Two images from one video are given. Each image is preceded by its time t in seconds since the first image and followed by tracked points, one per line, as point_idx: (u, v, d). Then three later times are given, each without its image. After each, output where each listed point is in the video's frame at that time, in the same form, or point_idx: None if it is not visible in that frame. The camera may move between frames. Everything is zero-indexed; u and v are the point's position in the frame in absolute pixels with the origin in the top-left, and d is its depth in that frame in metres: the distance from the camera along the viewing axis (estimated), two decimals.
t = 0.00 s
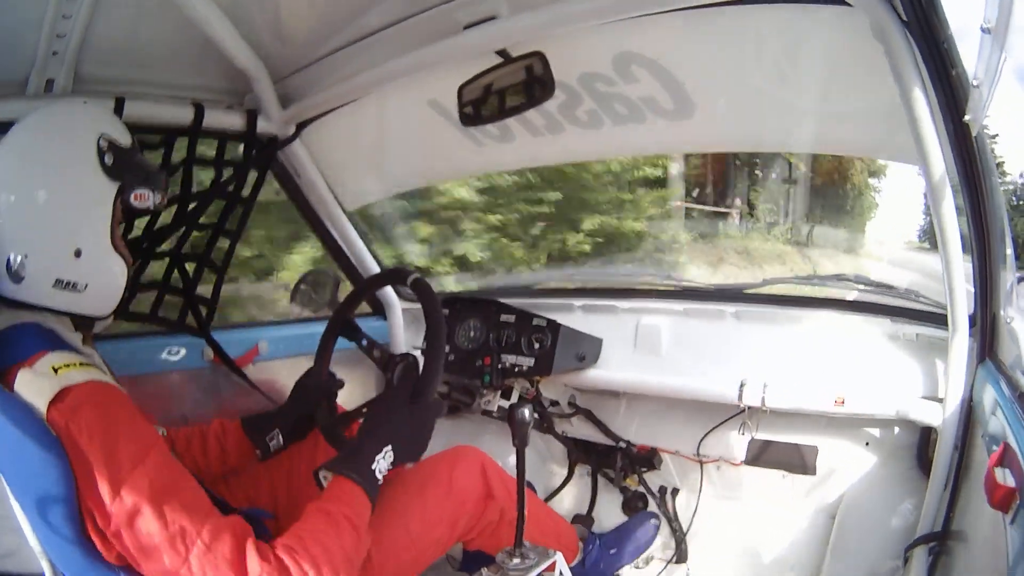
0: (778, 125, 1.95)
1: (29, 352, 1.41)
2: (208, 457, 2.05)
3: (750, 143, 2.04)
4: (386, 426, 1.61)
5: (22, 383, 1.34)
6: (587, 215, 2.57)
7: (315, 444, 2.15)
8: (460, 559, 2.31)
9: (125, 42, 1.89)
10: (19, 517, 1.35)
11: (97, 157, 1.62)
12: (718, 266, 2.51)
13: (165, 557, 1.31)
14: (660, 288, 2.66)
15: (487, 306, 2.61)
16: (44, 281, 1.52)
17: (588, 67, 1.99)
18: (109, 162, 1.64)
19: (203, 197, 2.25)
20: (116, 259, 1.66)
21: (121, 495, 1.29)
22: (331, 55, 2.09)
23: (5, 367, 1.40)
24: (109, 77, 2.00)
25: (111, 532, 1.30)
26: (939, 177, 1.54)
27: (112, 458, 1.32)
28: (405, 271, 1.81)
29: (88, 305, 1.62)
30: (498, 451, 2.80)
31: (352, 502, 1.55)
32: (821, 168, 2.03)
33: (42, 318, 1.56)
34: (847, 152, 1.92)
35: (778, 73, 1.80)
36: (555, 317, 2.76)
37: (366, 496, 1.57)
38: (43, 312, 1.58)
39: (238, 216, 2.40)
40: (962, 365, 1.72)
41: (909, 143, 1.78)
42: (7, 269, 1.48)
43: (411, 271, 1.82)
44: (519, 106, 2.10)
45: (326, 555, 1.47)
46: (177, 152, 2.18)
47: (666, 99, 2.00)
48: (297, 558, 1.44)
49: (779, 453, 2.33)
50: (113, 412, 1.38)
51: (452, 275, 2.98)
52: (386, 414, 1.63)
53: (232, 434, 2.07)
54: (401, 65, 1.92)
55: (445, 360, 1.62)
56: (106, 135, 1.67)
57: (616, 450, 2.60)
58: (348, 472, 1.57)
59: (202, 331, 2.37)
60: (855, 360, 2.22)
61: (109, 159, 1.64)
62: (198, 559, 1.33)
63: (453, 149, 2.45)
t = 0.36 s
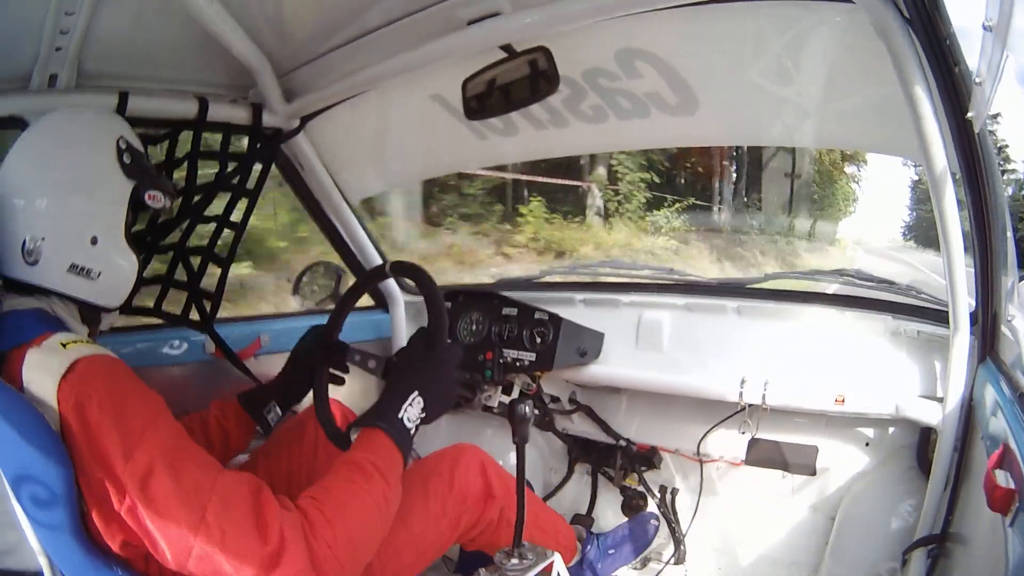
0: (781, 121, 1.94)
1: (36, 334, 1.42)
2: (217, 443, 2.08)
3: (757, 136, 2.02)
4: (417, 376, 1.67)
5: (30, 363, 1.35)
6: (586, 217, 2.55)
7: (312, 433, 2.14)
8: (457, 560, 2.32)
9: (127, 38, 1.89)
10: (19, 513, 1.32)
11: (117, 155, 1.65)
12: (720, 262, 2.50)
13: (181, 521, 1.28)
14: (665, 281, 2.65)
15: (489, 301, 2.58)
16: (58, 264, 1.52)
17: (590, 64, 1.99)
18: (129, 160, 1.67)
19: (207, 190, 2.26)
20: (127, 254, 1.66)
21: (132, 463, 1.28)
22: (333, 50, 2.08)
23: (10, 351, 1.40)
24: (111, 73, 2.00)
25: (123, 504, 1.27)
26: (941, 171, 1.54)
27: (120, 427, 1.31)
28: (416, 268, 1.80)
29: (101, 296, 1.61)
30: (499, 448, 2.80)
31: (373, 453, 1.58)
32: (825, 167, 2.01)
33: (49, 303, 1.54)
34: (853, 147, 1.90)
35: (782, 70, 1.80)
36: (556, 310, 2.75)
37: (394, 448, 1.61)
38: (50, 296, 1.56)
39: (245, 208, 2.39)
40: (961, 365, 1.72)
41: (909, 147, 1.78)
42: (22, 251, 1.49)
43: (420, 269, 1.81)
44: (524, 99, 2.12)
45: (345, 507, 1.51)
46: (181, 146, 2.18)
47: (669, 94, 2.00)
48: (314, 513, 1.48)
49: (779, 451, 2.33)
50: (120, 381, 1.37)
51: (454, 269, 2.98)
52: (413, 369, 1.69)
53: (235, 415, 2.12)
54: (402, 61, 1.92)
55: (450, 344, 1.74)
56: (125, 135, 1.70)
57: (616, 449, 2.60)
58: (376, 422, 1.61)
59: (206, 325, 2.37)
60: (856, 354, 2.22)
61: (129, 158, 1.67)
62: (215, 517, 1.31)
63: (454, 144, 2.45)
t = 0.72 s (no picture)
0: (782, 120, 1.93)
1: (35, 339, 1.43)
2: (227, 432, 2.07)
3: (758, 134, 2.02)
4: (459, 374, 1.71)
5: (23, 370, 1.36)
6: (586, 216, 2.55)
7: (318, 427, 2.13)
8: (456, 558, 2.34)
9: (127, 38, 1.89)
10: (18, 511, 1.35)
11: (127, 159, 1.64)
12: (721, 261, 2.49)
13: (176, 535, 1.26)
14: (665, 280, 2.65)
15: (489, 299, 2.57)
16: (64, 269, 1.52)
17: (590, 63, 1.99)
18: (140, 165, 1.66)
19: (209, 191, 2.27)
20: (135, 257, 1.66)
21: (123, 476, 1.26)
22: (333, 50, 2.09)
23: (9, 357, 1.41)
24: (113, 73, 2.01)
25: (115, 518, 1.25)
26: (943, 173, 1.53)
27: (112, 440, 1.29)
28: (411, 266, 1.84)
29: (105, 303, 1.61)
30: (500, 446, 2.81)
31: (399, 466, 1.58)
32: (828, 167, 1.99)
33: (55, 309, 1.56)
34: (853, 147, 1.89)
35: (782, 69, 1.79)
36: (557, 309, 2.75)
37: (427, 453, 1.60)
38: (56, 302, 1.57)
39: (246, 209, 2.41)
40: (963, 365, 1.72)
41: (912, 144, 1.77)
42: (25, 255, 1.49)
43: (414, 266, 1.84)
44: (524, 98, 2.11)
45: (356, 521, 1.51)
46: (182, 146, 2.19)
47: (669, 93, 1.99)
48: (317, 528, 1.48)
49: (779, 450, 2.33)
50: (111, 393, 1.37)
51: (455, 267, 2.98)
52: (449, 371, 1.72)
53: (248, 402, 2.11)
54: (402, 61, 1.92)
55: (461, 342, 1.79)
56: (136, 140, 1.68)
57: (616, 446, 2.60)
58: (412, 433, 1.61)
59: (209, 324, 2.38)
60: (856, 354, 2.22)
61: (139, 162, 1.66)
62: (211, 530, 1.30)
63: (454, 143, 2.45)
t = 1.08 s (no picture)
0: (784, 121, 1.93)
1: (37, 339, 1.43)
2: (225, 434, 2.06)
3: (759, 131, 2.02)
4: (508, 422, 1.76)
5: (20, 371, 1.35)
6: (586, 213, 2.55)
7: (318, 427, 2.12)
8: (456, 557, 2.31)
9: (127, 37, 1.89)
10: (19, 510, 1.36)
11: (133, 161, 1.62)
12: (721, 260, 2.49)
13: (178, 542, 1.24)
14: (664, 279, 2.65)
15: (488, 298, 2.60)
16: (65, 274, 1.52)
17: (590, 63, 1.99)
18: (145, 168, 1.64)
19: (209, 189, 2.28)
20: (140, 265, 1.65)
21: (122, 482, 1.25)
22: (334, 50, 2.09)
23: (9, 359, 1.41)
24: (114, 72, 2.01)
25: (114, 523, 1.25)
26: (945, 172, 1.53)
27: (111, 446, 1.28)
28: (409, 264, 1.84)
29: (107, 308, 1.61)
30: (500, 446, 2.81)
31: (434, 490, 1.57)
32: (831, 166, 1.99)
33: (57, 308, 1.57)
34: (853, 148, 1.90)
35: (782, 69, 1.79)
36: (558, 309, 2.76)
37: (464, 486, 1.61)
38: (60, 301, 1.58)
39: (246, 207, 2.41)
40: (962, 365, 1.72)
41: (912, 145, 1.77)
42: (26, 259, 1.50)
43: (414, 264, 1.83)
44: (524, 98, 2.13)
45: (377, 533, 1.47)
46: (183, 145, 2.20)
47: (670, 94, 1.99)
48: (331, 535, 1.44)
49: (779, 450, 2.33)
50: (110, 399, 1.35)
51: (456, 266, 2.98)
52: (504, 416, 1.77)
53: (248, 402, 2.10)
54: (402, 61, 1.92)
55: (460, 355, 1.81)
56: (144, 141, 1.66)
57: (616, 446, 2.61)
58: (456, 460, 1.64)
59: (210, 323, 2.38)
60: (857, 354, 2.22)
61: (145, 165, 1.64)
62: (216, 539, 1.27)
63: (455, 143, 2.45)
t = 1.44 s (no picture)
0: (784, 120, 1.93)
1: (37, 342, 1.42)
2: (227, 431, 2.06)
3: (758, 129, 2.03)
4: (509, 419, 1.75)
5: (21, 373, 1.34)
6: (586, 212, 2.55)
7: (318, 426, 2.12)
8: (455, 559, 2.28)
9: (128, 38, 1.89)
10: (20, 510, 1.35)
11: (130, 159, 1.64)
12: (720, 259, 2.49)
13: (181, 539, 1.25)
14: (663, 278, 2.65)
15: (491, 298, 2.60)
16: (64, 270, 1.51)
17: (590, 63, 2.00)
18: (142, 165, 1.66)
19: (210, 189, 2.28)
20: (138, 261, 1.66)
21: (124, 481, 1.25)
22: (334, 50, 2.09)
23: (8, 360, 1.40)
24: (114, 72, 2.01)
25: (117, 522, 1.25)
26: (944, 171, 1.53)
27: (112, 445, 1.28)
28: (412, 264, 1.84)
29: (106, 306, 1.61)
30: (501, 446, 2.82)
31: (435, 484, 1.58)
32: (832, 164, 1.99)
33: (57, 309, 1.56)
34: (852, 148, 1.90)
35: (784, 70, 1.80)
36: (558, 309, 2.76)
37: (465, 483, 1.61)
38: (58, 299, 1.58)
39: (247, 208, 2.41)
40: (964, 362, 1.73)
41: (912, 143, 1.77)
42: (24, 258, 1.48)
43: (416, 264, 1.83)
44: (525, 98, 2.10)
45: (379, 528, 1.48)
46: (183, 146, 2.20)
47: (670, 93, 1.99)
48: (334, 530, 1.45)
49: (779, 449, 2.33)
50: (111, 398, 1.36)
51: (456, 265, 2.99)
52: (506, 415, 1.76)
53: (247, 398, 2.09)
54: (402, 61, 1.92)
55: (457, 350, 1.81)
56: (139, 137, 1.68)
57: (617, 445, 2.61)
58: (456, 457, 1.63)
59: (210, 323, 2.38)
60: (858, 354, 2.22)
61: (142, 162, 1.66)
62: (218, 535, 1.28)
63: (455, 142, 2.45)
